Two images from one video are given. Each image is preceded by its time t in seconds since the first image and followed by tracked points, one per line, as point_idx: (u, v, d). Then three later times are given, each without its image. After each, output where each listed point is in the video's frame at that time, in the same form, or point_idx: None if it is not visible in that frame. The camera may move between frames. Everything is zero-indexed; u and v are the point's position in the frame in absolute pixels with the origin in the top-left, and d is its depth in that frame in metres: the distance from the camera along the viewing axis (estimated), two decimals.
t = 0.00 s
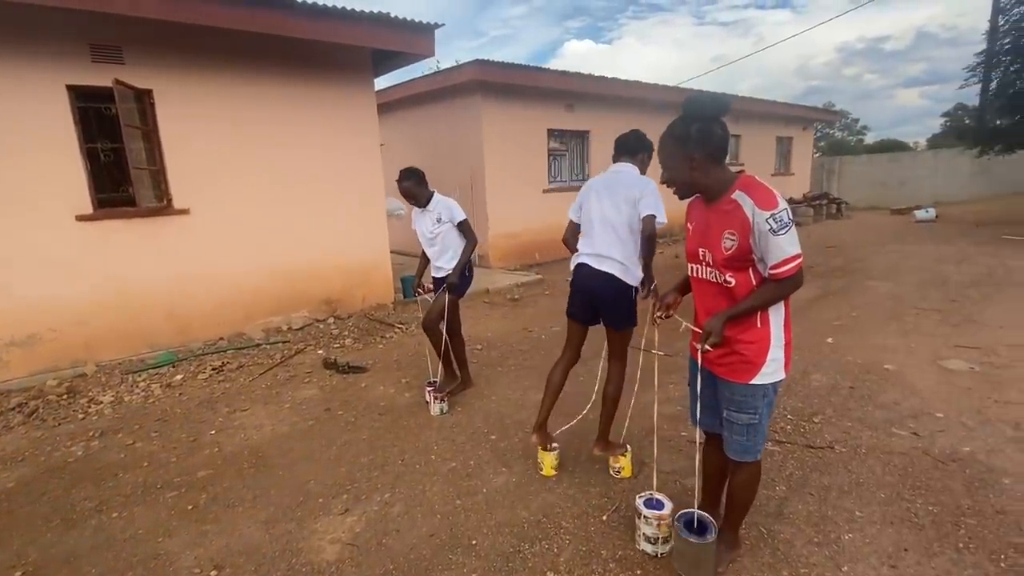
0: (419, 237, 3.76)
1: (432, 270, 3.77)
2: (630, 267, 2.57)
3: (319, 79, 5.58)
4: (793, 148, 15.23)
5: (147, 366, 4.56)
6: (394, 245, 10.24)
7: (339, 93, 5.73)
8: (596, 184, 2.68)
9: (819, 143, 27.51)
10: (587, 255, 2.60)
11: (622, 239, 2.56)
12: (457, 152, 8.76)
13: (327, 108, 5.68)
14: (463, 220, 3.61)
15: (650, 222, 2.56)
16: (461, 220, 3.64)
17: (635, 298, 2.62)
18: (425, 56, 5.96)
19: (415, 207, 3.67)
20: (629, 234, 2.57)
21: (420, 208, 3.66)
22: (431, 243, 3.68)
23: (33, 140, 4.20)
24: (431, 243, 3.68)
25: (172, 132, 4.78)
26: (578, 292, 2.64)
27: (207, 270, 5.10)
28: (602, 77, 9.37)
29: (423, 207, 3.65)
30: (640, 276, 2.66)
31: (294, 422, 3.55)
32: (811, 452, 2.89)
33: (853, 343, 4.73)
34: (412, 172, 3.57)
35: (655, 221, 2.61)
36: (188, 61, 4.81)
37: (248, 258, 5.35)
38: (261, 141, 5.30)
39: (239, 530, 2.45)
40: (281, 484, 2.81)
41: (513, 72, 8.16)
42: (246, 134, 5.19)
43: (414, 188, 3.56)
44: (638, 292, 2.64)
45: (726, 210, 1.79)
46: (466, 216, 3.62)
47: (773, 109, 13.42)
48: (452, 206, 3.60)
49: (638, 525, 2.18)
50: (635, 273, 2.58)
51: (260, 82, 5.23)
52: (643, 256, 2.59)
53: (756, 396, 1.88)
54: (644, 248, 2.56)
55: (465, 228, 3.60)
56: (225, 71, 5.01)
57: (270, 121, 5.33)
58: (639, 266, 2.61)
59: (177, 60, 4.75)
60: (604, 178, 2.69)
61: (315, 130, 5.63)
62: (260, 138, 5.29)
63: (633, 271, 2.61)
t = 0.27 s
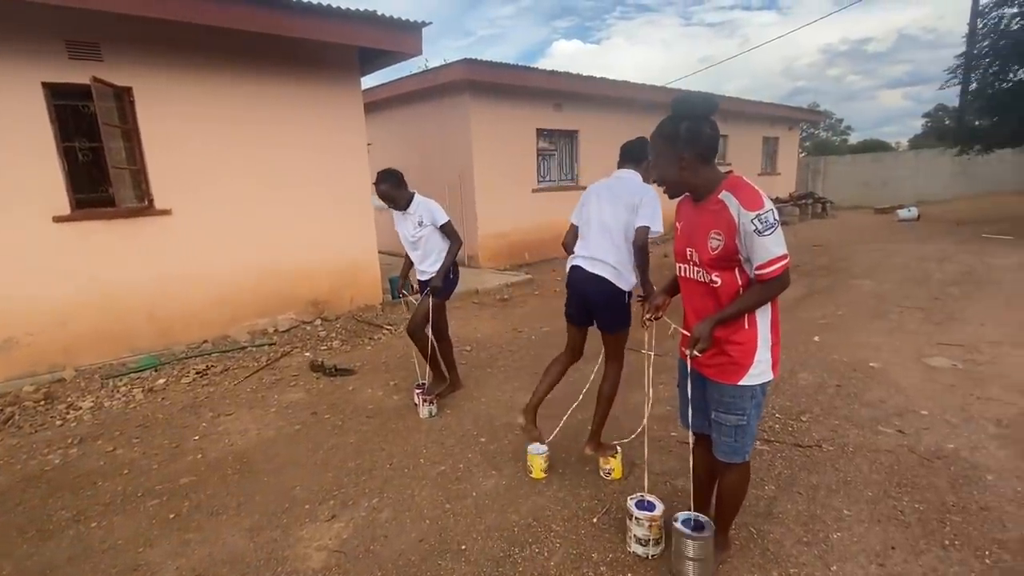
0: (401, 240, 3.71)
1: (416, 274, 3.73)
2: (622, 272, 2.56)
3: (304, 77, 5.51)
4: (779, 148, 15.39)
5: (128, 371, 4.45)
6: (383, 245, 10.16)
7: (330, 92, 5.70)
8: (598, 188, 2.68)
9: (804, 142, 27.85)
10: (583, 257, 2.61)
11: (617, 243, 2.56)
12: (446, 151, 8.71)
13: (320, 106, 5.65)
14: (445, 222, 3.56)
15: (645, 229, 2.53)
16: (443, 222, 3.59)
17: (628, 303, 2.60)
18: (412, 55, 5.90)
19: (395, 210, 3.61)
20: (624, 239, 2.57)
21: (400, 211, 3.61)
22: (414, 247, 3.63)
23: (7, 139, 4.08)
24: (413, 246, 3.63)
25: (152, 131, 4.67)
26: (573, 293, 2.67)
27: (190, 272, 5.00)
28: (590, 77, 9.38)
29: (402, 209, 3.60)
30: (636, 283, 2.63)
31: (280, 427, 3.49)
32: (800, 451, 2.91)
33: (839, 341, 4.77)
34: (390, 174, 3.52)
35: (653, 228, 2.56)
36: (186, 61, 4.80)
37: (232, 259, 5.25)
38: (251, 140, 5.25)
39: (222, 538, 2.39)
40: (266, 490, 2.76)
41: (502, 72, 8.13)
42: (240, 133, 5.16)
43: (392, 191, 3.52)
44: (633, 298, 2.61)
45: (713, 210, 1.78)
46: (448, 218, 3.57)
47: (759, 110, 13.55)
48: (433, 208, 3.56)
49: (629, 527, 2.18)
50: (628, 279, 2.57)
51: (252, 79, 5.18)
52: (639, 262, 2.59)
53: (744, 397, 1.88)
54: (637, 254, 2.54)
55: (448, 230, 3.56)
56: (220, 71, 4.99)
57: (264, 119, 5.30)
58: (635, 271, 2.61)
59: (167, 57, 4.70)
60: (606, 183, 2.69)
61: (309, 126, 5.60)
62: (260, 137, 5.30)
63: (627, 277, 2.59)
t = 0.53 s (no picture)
0: (386, 239, 3.60)
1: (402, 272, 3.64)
2: (622, 269, 2.57)
3: (291, 74, 5.42)
4: (765, 148, 15.57)
5: (110, 374, 4.35)
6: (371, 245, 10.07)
7: (320, 90, 5.63)
8: (595, 185, 2.67)
9: (789, 143, 28.21)
10: (580, 254, 2.62)
11: (617, 240, 2.57)
12: (435, 150, 8.65)
13: (311, 104, 5.59)
14: (431, 220, 3.46)
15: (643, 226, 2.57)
16: (428, 220, 3.49)
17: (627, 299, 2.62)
18: (402, 52, 5.84)
19: (377, 208, 3.48)
20: (623, 236, 2.58)
21: (383, 209, 3.48)
22: (399, 247, 3.53)
23: None
24: (398, 245, 3.54)
25: (135, 128, 4.56)
26: (573, 290, 2.69)
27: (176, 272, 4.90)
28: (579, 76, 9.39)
29: (385, 207, 3.47)
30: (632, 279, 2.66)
31: (270, 430, 3.43)
32: (791, 448, 2.93)
33: (828, 339, 4.83)
34: (371, 172, 3.39)
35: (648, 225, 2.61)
36: (187, 57, 4.79)
37: (218, 259, 5.16)
38: (240, 138, 5.17)
39: (211, 545, 2.34)
40: (256, 495, 2.71)
41: (491, 70, 8.09)
42: (237, 130, 5.14)
43: (373, 189, 3.38)
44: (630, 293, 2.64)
45: (711, 209, 1.78)
46: (434, 216, 3.47)
47: (745, 110, 13.68)
48: (418, 206, 3.45)
49: (626, 527, 2.18)
50: (627, 275, 2.59)
51: (241, 76, 5.11)
52: (637, 258, 2.62)
53: (740, 397, 1.88)
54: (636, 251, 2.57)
55: (434, 229, 3.47)
56: (219, 67, 4.98)
57: (254, 117, 5.24)
58: (632, 268, 2.62)
59: (150, 53, 4.60)
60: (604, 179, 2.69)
61: (314, 126, 5.65)
62: (247, 135, 5.21)
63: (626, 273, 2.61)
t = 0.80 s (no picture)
0: (377, 235, 3.52)
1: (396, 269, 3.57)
2: (628, 277, 2.57)
3: (280, 68, 5.33)
4: (751, 148, 15.76)
5: (94, 374, 4.22)
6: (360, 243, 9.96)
7: (310, 85, 5.55)
8: (592, 196, 2.66)
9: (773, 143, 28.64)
10: (588, 267, 2.63)
11: (617, 251, 2.56)
12: (425, 147, 8.58)
13: (302, 99, 5.51)
14: (424, 216, 3.38)
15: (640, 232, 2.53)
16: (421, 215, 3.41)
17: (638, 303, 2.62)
18: (393, 48, 5.78)
19: (367, 204, 3.39)
20: (622, 245, 2.56)
21: (374, 205, 3.40)
22: (392, 243, 3.47)
23: None
24: (390, 241, 3.46)
25: (119, 121, 4.44)
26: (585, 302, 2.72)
27: (161, 270, 4.78)
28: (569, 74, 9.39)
29: (376, 202, 3.38)
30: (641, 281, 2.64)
31: (262, 430, 3.36)
32: (788, 443, 2.96)
33: (818, 335, 4.89)
34: (359, 166, 3.28)
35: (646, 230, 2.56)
36: (187, 52, 4.75)
37: (206, 256, 5.04)
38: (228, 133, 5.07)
39: (206, 549, 2.28)
40: (251, 497, 2.65)
41: (483, 67, 8.05)
42: (224, 125, 5.04)
43: (362, 185, 3.29)
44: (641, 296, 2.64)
45: (718, 204, 1.78)
46: (427, 211, 3.39)
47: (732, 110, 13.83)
48: (410, 201, 3.37)
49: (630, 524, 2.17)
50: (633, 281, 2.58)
51: (230, 70, 5.01)
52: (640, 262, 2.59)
53: (747, 392, 1.88)
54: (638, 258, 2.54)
55: (428, 224, 3.39)
56: (219, 62, 4.94)
57: (242, 111, 5.13)
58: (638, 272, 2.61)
59: (134, 44, 4.47)
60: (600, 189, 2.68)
61: (310, 122, 5.60)
62: (235, 129, 5.11)
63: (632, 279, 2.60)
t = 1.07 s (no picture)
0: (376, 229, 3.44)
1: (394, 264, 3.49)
2: (639, 276, 2.61)
3: (270, 61, 5.22)
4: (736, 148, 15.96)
5: (79, 376, 4.08)
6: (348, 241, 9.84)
7: (301, 80, 5.45)
8: (595, 199, 2.68)
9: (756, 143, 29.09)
10: (597, 268, 2.62)
11: (627, 250, 2.59)
12: (416, 144, 8.50)
13: (293, 95, 5.42)
14: (420, 211, 3.28)
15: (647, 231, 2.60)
16: (418, 210, 3.30)
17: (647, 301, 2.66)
18: (386, 43, 5.71)
19: (364, 197, 3.31)
20: (631, 245, 2.60)
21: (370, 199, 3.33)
22: (389, 237, 3.39)
23: None
24: (388, 236, 3.38)
25: (104, 114, 4.30)
26: (595, 305, 2.68)
27: (148, 268, 4.65)
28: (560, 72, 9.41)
29: (373, 195, 3.30)
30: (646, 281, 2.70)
31: (259, 431, 3.29)
32: (789, 437, 3.00)
33: (810, 331, 4.98)
34: (354, 159, 3.20)
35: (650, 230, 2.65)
36: (175, 44, 4.63)
37: (194, 254, 4.92)
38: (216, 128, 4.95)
39: (209, 553, 2.22)
40: (252, 499, 2.59)
41: (473, 64, 8.03)
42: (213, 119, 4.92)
43: (356, 179, 3.22)
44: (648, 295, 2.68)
45: (733, 202, 1.78)
46: (423, 206, 3.28)
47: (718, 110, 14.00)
48: (406, 195, 3.26)
49: (642, 519, 2.18)
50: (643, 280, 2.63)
51: (220, 63, 4.90)
52: (647, 262, 2.65)
53: (762, 388, 1.91)
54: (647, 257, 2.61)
55: (424, 220, 3.28)
56: (207, 55, 4.83)
57: (231, 106, 5.02)
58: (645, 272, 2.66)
59: (120, 35, 4.34)
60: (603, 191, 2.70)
61: (303, 117, 5.51)
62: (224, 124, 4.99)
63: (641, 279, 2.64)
